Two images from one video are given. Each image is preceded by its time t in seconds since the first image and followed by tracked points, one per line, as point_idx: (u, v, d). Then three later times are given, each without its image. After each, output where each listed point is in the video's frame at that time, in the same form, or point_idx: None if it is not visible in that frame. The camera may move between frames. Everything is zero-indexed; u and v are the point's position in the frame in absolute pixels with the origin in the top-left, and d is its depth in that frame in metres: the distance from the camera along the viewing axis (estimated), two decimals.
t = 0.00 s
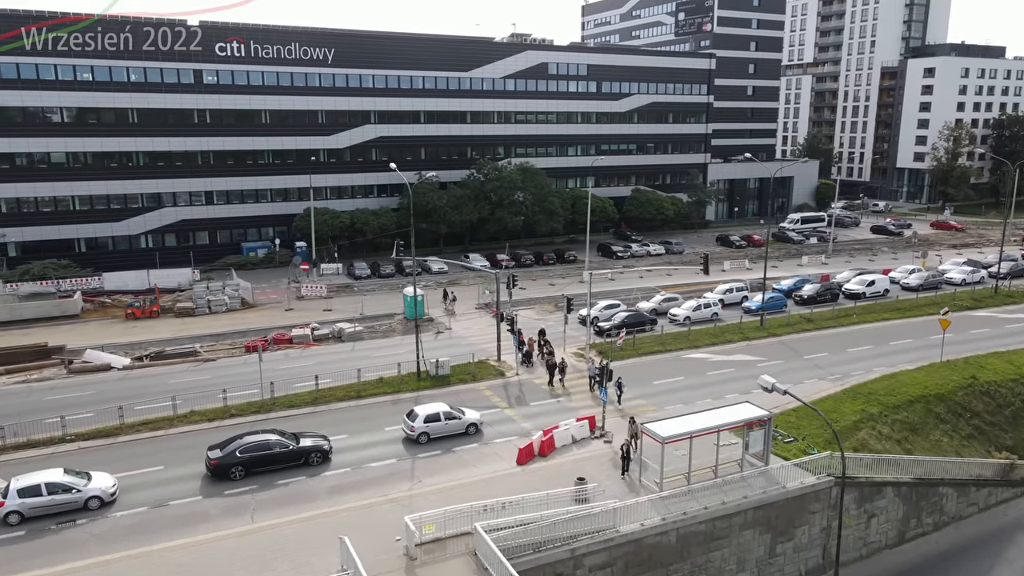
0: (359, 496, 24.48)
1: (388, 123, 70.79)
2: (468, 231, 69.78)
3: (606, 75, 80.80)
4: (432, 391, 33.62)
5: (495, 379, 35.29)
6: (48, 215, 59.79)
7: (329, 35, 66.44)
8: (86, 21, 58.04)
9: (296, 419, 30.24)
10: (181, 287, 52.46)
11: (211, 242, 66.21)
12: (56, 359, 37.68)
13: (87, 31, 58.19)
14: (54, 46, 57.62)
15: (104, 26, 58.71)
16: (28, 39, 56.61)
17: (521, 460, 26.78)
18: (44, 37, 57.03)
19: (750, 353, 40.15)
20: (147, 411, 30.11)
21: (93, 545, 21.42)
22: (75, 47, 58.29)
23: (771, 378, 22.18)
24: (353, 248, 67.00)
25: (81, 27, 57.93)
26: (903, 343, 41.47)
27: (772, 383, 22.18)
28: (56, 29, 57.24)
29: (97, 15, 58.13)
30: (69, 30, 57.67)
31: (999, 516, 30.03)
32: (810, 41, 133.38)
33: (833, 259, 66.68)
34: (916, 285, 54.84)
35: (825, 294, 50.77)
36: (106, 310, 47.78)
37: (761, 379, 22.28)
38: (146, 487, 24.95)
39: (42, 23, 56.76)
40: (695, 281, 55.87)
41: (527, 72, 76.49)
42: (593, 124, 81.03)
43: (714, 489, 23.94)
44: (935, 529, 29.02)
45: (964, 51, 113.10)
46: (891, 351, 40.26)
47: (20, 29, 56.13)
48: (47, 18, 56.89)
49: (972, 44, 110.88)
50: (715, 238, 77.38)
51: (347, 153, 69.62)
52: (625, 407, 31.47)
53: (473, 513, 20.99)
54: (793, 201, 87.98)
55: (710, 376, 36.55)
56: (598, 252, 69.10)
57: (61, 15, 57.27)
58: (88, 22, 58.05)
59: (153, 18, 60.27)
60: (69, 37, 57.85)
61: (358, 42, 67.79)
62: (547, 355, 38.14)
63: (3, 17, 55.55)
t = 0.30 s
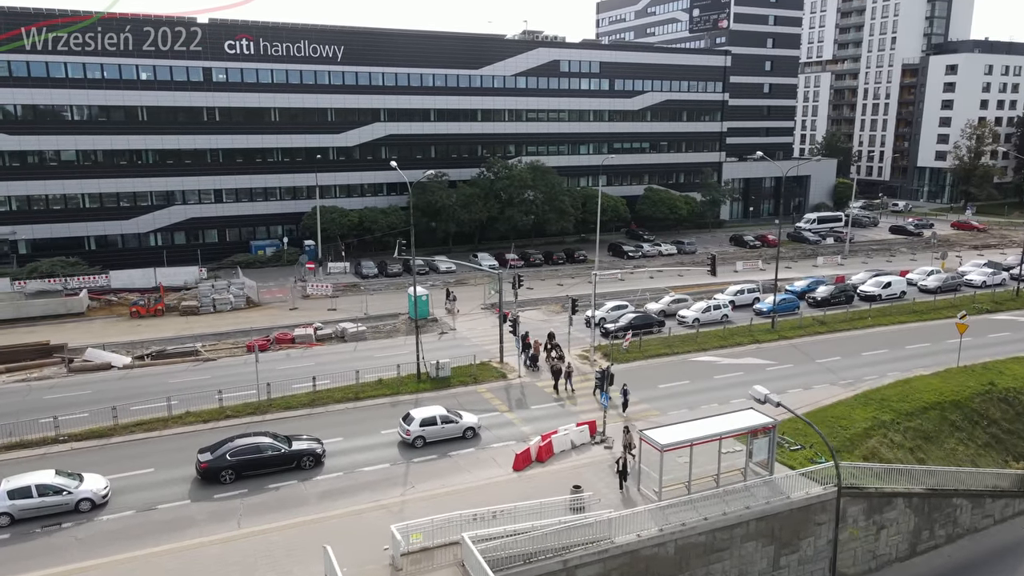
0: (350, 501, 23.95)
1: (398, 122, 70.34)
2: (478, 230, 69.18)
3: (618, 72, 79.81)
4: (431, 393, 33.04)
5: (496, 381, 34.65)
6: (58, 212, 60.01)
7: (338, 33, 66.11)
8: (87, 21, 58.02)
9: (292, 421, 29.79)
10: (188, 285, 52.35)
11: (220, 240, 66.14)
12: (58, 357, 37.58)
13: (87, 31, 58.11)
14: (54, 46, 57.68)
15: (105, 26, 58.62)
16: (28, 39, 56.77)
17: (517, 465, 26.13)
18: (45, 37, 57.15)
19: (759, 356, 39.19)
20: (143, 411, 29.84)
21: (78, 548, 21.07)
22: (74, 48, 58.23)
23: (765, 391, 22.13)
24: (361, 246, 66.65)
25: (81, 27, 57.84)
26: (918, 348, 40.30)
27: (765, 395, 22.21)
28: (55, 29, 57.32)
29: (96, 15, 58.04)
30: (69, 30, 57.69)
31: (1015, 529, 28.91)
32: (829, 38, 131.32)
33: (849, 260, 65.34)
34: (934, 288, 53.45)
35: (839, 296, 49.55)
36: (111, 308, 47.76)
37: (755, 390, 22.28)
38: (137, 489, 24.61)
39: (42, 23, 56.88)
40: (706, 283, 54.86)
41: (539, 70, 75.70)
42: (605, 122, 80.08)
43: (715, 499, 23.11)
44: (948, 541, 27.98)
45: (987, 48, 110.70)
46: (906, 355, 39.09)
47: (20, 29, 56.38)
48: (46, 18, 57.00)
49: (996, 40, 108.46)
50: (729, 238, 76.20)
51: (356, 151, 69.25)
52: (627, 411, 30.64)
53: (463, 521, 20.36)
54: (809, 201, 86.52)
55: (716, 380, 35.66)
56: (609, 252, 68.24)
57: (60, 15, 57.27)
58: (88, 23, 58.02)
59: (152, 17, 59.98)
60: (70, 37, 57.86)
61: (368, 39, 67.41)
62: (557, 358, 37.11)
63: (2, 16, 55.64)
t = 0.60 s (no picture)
0: (341, 508, 23.40)
1: (408, 120, 69.85)
2: (488, 229, 68.56)
3: (631, 70, 78.76)
4: (431, 396, 32.45)
5: (497, 385, 34.00)
6: (67, 210, 60.11)
7: (348, 30, 65.72)
8: (86, 21, 57.84)
9: (286, 424, 29.32)
10: (194, 284, 52.22)
11: (229, 238, 66.04)
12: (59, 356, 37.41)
13: (87, 31, 57.90)
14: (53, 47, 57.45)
15: (105, 26, 58.33)
16: (28, 39, 56.60)
17: (513, 473, 25.46)
18: (46, 37, 56.95)
19: (769, 360, 38.20)
20: (137, 412, 29.50)
21: (62, 554, 20.69)
22: (73, 47, 57.96)
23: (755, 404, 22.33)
24: (370, 245, 66.27)
25: (81, 27, 57.62)
26: (935, 353, 39.07)
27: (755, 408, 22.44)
28: (55, 29, 57.12)
29: (96, 15, 57.85)
30: (69, 30, 57.58)
31: None
32: (849, 35, 129.17)
33: (866, 261, 63.93)
34: (953, 290, 52.02)
35: (854, 298, 48.30)
36: (117, 306, 47.67)
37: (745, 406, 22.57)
38: (126, 493, 24.21)
39: (43, 23, 56.71)
40: (718, 284, 53.82)
41: (551, 67, 74.84)
42: (618, 120, 79.10)
43: (715, 510, 22.27)
44: (961, 556, 26.90)
45: (1012, 44, 108.20)
46: (922, 361, 37.91)
47: (20, 29, 56.22)
48: (46, 18, 56.81)
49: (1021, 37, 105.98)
50: (743, 238, 75.00)
51: (366, 149, 68.85)
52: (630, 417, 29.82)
53: (451, 532, 19.71)
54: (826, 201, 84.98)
55: (723, 384, 34.72)
56: (620, 252, 67.33)
57: (60, 15, 57.16)
58: (88, 23, 57.82)
59: (153, 18, 59.67)
60: (70, 37, 57.72)
61: (377, 37, 66.98)
62: (565, 365, 36.14)
63: (3, 16, 55.61)
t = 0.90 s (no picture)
0: (330, 515, 22.84)
1: (417, 118, 69.33)
2: (497, 228, 67.92)
3: (644, 68, 77.71)
4: (429, 399, 31.86)
5: (498, 388, 33.31)
6: (77, 208, 60.25)
7: (357, 28, 65.32)
8: (87, 21, 57.68)
9: (281, 428, 28.86)
10: (200, 284, 52.05)
11: (237, 237, 65.91)
12: (60, 355, 37.23)
13: (88, 31, 57.75)
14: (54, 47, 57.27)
15: (105, 27, 58.15)
16: (29, 39, 56.45)
17: (508, 481, 24.76)
18: (46, 37, 56.77)
19: (779, 365, 37.20)
20: (131, 414, 29.15)
21: (44, 561, 20.29)
22: (74, 48, 57.80)
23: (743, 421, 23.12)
24: (379, 245, 65.91)
25: (82, 27, 57.44)
26: (952, 359, 37.81)
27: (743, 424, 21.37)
28: (56, 29, 56.92)
29: (97, 15, 57.73)
30: (69, 31, 57.33)
31: None
32: (869, 32, 127.03)
33: (883, 263, 62.53)
34: (972, 294, 50.63)
35: (869, 301, 47.15)
36: (122, 306, 47.59)
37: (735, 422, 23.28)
38: (113, 498, 23.82)
39: (43, 23, 56.56)
40: (730, 285, 52.78)
41: (562, 65, 73.99)
42: (630, 119, 78.10)
43: (715, 523, 21.43)
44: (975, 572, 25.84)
45: None
46: (938, 367, 36.70)
47: (22, 29, 56.12)
48: (46, 18, 56.62)
49: None
50: (757, 239, 73.78)
51: (375, 148, 68.43)
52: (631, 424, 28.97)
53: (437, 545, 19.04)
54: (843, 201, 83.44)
55: (730, 390, 33.78)
56: (631, 252, 66.42)
57: (59, 15, 56.95)
58: (88, 22, 57.68)
59: (153, 17, 59.37)
60: (70, 37, 57.49)
61: (386, 35, 66.50)
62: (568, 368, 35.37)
63: (3, 16, 55.58)
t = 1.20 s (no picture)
0: (319, 523, 22.26)
1: (427, 117, 68.78)
2: (507, 228, 67.22)
3: (657, 65, 76.63)
4: (429, 403, 31.27)
5: (500, 392, 32.64)
6: (86, 207, 60.36)
7: (366, 26, 64.90)
8: (87, 21, 57.50)
9: (275, 432, 28.36)
10: (206, 283, 51.89)
11: (247, 236, 65.77)
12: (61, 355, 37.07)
13: (87, 31, 57.52)
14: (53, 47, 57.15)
15: (104, 26, 57.95)
16: (29, 39, 56.42)
17: (503, 489, 24.05)
18: (46, 37, 56.71)
19: (789, 370, 36.18)
20: (125, 417, 28.80)
21: (24, 568, 19.88)
22: (74, 47, 57.63)
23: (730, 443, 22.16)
24: (388, 244, 65.50)
25: (80, 27, 57.22)
26: (971, 365, 36.53)
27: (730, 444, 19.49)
28: (55, 29, 56.77)
29: (96, 15, 57.51)
30: (70, 31, 57.20)
31: None
32: (890, 29, 124.82)
33: (902, 265, 61.10)
34: (994, 297, 49.14)
35: (885, 305, 45.89)
36: (128, 305, 47.50)
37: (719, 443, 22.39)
38: (101, 502, 23.41)
39: (42, 23, 56.44)
40: (742, 287, 51.69)
41: (575, 63, 73.11)
42: (643, 117, 77.08)
43: (714, 538, 20.56)
44: None
45: None
46: (956, 374, 35.46)
47: (21, 29, 56.08)
48: (45, 18, 56.48)
49: None
50: (772, 240, 72.48)
51: (385, 147, 67.99)
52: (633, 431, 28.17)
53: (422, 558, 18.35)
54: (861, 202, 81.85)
55: (738, 396, 32.85)
56: (643, 252, 65.45)
57: (58, 15, 56.79)
58: (88, 22, 57.49)
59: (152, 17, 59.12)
60: (71, 37, 57.37)
61: (396, 33, 66.01)
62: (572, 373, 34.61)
63: (3, 16, 55.57)
